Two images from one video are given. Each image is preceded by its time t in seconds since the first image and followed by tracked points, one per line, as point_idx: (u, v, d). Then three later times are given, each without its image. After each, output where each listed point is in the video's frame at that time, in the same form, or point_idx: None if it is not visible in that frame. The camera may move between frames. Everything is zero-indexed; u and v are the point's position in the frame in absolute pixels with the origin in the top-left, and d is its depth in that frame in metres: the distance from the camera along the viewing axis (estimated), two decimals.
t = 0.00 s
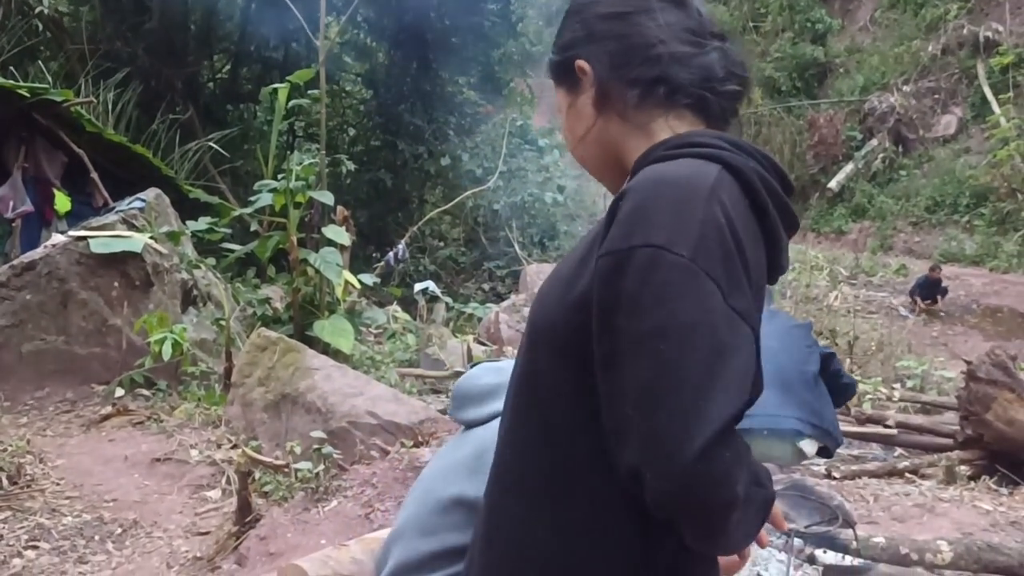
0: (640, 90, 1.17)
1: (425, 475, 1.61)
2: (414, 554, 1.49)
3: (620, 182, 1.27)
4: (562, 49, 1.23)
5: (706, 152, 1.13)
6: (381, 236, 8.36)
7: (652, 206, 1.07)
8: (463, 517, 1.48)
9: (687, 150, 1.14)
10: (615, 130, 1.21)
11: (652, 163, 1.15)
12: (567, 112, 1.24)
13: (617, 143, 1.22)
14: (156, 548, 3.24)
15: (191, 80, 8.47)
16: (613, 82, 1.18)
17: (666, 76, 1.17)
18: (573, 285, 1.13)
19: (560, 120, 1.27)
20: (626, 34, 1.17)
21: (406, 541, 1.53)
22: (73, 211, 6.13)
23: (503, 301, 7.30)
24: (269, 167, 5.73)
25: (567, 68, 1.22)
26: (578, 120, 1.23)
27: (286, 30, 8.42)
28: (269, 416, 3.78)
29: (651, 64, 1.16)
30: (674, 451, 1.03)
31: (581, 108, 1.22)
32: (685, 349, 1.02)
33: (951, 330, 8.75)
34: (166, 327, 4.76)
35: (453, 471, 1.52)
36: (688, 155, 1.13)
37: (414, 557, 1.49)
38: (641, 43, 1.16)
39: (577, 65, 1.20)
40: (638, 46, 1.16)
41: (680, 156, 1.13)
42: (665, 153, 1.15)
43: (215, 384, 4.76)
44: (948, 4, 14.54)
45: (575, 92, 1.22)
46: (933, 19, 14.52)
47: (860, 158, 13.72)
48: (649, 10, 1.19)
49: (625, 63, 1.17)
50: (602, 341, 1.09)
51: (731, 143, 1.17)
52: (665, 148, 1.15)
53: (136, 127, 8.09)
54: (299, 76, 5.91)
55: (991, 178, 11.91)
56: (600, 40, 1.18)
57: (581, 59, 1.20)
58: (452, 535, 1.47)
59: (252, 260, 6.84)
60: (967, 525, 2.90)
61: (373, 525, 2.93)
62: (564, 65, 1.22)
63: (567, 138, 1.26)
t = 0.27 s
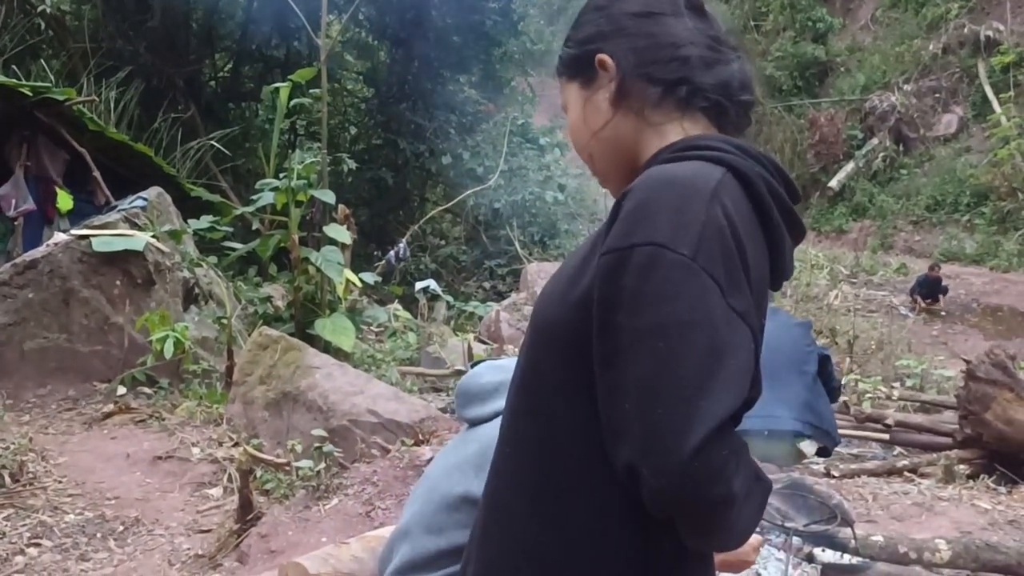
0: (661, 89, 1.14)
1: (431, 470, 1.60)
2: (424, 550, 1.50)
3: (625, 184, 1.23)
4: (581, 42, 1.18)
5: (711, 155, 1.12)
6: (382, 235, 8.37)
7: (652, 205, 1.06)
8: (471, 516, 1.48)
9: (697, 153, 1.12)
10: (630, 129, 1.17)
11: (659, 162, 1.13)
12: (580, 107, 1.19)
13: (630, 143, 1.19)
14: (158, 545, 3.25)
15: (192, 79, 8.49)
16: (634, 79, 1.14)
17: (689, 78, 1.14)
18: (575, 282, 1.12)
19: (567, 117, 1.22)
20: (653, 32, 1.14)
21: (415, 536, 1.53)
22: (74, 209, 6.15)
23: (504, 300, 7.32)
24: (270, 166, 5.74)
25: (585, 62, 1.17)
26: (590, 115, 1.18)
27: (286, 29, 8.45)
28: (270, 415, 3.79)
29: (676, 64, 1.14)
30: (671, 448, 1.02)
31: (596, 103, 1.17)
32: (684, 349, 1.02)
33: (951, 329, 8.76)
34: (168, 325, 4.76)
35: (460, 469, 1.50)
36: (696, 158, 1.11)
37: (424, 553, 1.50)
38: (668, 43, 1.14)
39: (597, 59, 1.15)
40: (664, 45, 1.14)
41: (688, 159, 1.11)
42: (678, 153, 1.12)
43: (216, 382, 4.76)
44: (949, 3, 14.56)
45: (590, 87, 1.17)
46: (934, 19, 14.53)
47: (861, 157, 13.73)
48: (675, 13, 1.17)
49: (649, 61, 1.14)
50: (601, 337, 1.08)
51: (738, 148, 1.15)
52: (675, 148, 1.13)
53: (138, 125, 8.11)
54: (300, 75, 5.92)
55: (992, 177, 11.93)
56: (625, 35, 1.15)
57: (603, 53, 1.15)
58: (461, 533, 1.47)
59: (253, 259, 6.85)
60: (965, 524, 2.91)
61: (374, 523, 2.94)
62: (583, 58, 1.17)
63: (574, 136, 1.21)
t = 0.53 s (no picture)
0: (676, 89, 1.14)
1: (425, 468, 1.61)
2: (418, 546, 1.51)
3: (625, 181, 1.22)
4: (595, 35, 1.17)
5: (718, 159, 1.10)
6: (381, 234, 8.38)
7: (663, 208, 1.04)
8: (463, 512, 1.50)
9: (701, 156, 1.10)
10: (638, 126, 1.17)
11: (668, 167, 1.12)
12: (587, 101, 1.18)
13: (637, 140, 1.18)
14: (157, 544, 3.26)
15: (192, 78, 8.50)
16: (648, 76, 1.14)
17: (702, 80, 1.14)
18: (583, 284, 1.10)
19: (569, 109, 1.22)
20: (670, 30, 1.13)
21: (408, 533, 1.54)
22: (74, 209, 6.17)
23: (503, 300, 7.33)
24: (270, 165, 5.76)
25: (597, 56, 1.17)
26: (597, 109, 1.18)
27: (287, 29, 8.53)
28: (269, 413, 3.81)
29: (692, 64, 1.13)
30: (681, 454, 1.00)
31: (605, 98, 1.17)
32: (694, 355, 1.00)
33: (950, 329, 8.77)
34: (168, 324, 4.77)
35: (451, 465, 1.52)
36: (701, 162, 1.10)
37: (418, 549, 1.51)
38: (684, 43, 1.13)
39: (612, 52, 1.15)
40: (680, 44, 1.13)
41: (694, 163, 1.10)
42: (686, 157, 1.11)
43: (216, 381, 4.77)
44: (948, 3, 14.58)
45: (601, 81, 1.17)
46: (934, 19, 14.55)
47: (861, 157, 13.75)
48: (689, 12, 1.16)
49: (665, 59, 1.13)
50: (610, 341, 1.06)
51: (741, 152, 1.14)
52: (682, 153, 1.12)
53: (138, 124, 8.12)
54: (300, 75, 5.92)
55: (991, 177, 11.94)
56: (642, 31, 1.14)
57: (617, 48, 1.15)
58: (455, 528, 1.49)
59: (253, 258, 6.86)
60: (961, 522, 2.92)
61: (372, 520, 2.94)
62: (596, 51, 1.17)
63: (577, 128, 1.20)
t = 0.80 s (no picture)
0: (669, 94, 1.15)
1: (410, 466, 1.63)
2: (406, 542, 1.53)
3: (609, 183, 1.22)
4: (590, 35, 1.17)
5: (704, 166, 1.09)
6: (374, 233, 8.39)
7: (653, 211, 1.02)
8: (448, 507, 1.52)
9: (687, 162, 1.09)
10: (628, 128, 1.17)
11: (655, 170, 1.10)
12: (579, 100, 1.18)
13: (625, 142, 1.18)
14: (148, 542, 3.28)
15: (185, 77, 8.51)
16: (642, 79, 1.15)
17: (696, 86, 1.16)
18: (568, 285, 1.07)
19: (556, 108, 1.21)
20: (666, 36, 1.15)
21: (395, 528, 1.56)
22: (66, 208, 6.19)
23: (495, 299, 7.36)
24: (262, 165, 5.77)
25: (590, 56, 1.17)
26: (585, 109, 1.17)
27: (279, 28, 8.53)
28: (260, 412, 3.82)
29: (686, 70, 1.15)
30: (669, 458, 0.98)
31: (597, 98, 1.17)
32: (685, 359, 0.98)
33: (940, 328, 8.82)
34: (160, 324, 4.77)
35: (437, 461, 1.54)
36: (687, 167, 1.08)
37: (406, 544, 1.53)
38: (679, 48, 1.15)
39: (605, 54, 1.15)
40: (675, 50, 1.14)
41: (679, 168, 1.08)
42: (675, 160, 1.10)
43: (207, 380, 4.79)
44: (940, 4, 14.64)
45: (594, 81, 1.17)
46: (925, 19, 14.61)
47: (852, 157, 13.81)
48: (682, 19, 1.18)
49: (660, 63, 1.14)
50: (598, 344, 1.03)
51: (727, 159, 1.13)
52: (670, 156, 1.11)
53: (130, 123, 8.12)
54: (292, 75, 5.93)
55: (982, 177, 12.01)
56: (637, 34, 1.15)
57: (612, 50, 1.15)
58: (442, 524, 1.51)
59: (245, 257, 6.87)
60: (946, 519, 2.95)
61: (362, 518, 2.97)
62: (590, 52, 1.17)
63: (565, 127, 1.19)
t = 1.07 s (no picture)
0: (636, 95, 1.20)
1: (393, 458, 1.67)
2: (387, 531, 1.59)
3: (578, 181, 1.27)
4: (559, 40, 1.21)
5: (665, 160, 1.17)
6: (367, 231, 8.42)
7: (610, 204, 1.10)
8: (427, 495, 1.56)
9: (649, 157, 1.17)
10: (596, 129, 1.22)
11: (616, 165, 1.17)
12: (548, 101, 1.22)
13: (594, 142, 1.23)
14: (140, 536, 3.32)
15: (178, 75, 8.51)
16: (609, 82, 1.19)
17: (660, 86, 1.20)
18: (533, 276, 1.15)
19: (527, 111, 1.25)
20: (631, 39, 1.19)
21: (376, 519, 1.62)
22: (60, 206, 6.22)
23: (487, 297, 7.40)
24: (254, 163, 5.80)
25: (559, 60, 1.21)
26: (556, 112, 1.22)
27: (272, 25, 8.57)
28: (252, 408, 3.86)
29: (651, 73, 1.19)
30: (624, 432, 1.06)
31: (566, 100, 1.21)
32: (640, 338, 1.06)
33: (931, 323, 8.87)
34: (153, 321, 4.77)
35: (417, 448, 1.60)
36: (648, 161, 1.17)
37: (386, 533, 1.59)
38: (644, 51, 1.19)
39: (572, 57, 1.19)
40: (641, 53, 1.19)
41: (641, 161, 1.16)
42: (636, 157, 1.17)
43: (200, 377, 4.85)
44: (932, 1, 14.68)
45: (562, 84, 1.21)
46: (917, 16, 14.68)
47: (845, 153, 13.88)
48: (646, 22, 1.21)
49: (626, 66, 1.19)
50: (562, 328, 1.11)
51: (684, 153, 1.21)
52: (632, 152, 1.18)
53: (123, 122, 8.15)
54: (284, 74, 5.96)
55: (974, 174, 12.08)
56: (604, 38, 1.19)
57: (579, 54, 1.19)
58: (419, 511, 1.57)
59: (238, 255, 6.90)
60: (927, 511, 2.99)
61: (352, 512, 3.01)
62: (558, 56, 1.20)
63: (538, 128, 1.23)
